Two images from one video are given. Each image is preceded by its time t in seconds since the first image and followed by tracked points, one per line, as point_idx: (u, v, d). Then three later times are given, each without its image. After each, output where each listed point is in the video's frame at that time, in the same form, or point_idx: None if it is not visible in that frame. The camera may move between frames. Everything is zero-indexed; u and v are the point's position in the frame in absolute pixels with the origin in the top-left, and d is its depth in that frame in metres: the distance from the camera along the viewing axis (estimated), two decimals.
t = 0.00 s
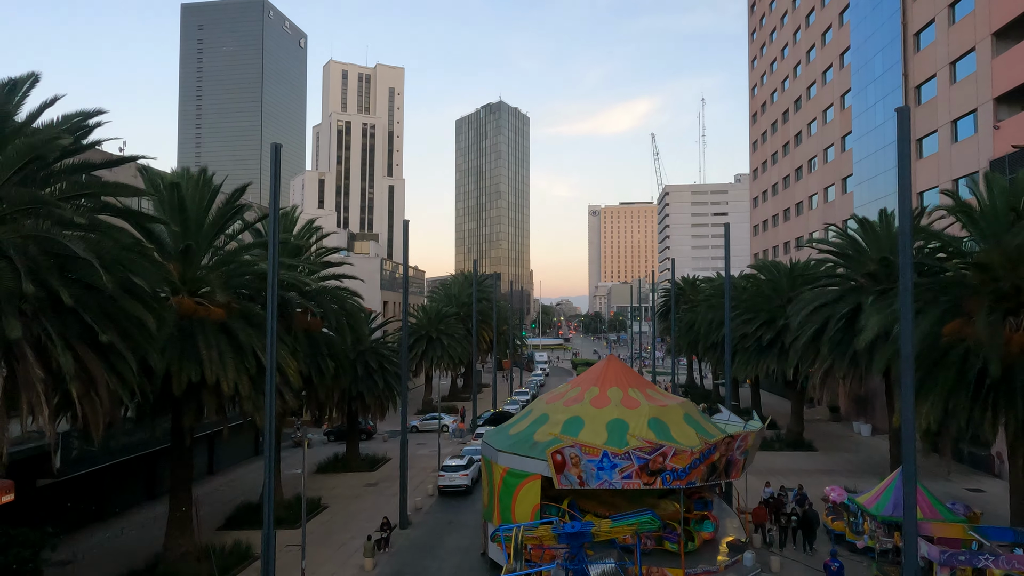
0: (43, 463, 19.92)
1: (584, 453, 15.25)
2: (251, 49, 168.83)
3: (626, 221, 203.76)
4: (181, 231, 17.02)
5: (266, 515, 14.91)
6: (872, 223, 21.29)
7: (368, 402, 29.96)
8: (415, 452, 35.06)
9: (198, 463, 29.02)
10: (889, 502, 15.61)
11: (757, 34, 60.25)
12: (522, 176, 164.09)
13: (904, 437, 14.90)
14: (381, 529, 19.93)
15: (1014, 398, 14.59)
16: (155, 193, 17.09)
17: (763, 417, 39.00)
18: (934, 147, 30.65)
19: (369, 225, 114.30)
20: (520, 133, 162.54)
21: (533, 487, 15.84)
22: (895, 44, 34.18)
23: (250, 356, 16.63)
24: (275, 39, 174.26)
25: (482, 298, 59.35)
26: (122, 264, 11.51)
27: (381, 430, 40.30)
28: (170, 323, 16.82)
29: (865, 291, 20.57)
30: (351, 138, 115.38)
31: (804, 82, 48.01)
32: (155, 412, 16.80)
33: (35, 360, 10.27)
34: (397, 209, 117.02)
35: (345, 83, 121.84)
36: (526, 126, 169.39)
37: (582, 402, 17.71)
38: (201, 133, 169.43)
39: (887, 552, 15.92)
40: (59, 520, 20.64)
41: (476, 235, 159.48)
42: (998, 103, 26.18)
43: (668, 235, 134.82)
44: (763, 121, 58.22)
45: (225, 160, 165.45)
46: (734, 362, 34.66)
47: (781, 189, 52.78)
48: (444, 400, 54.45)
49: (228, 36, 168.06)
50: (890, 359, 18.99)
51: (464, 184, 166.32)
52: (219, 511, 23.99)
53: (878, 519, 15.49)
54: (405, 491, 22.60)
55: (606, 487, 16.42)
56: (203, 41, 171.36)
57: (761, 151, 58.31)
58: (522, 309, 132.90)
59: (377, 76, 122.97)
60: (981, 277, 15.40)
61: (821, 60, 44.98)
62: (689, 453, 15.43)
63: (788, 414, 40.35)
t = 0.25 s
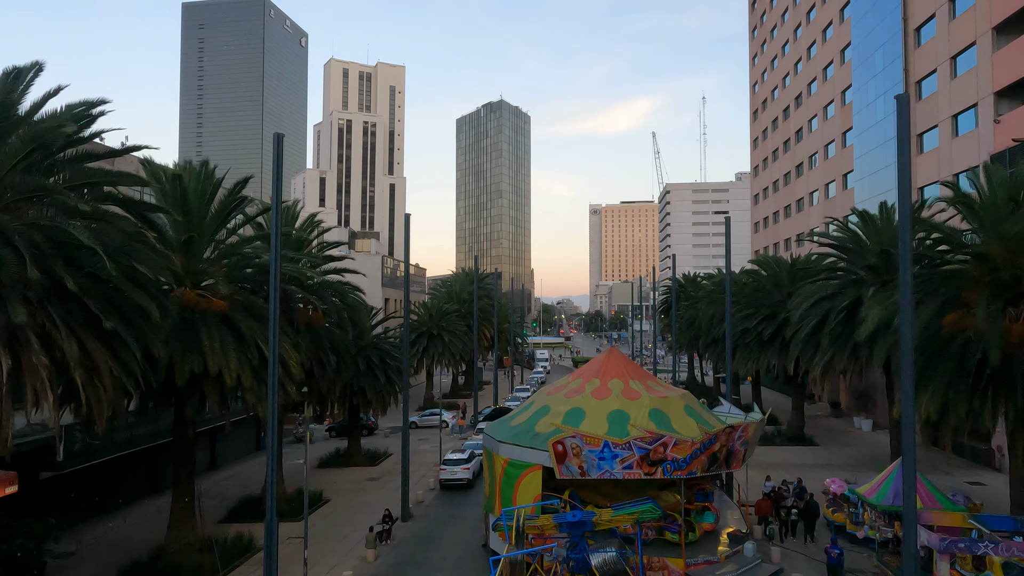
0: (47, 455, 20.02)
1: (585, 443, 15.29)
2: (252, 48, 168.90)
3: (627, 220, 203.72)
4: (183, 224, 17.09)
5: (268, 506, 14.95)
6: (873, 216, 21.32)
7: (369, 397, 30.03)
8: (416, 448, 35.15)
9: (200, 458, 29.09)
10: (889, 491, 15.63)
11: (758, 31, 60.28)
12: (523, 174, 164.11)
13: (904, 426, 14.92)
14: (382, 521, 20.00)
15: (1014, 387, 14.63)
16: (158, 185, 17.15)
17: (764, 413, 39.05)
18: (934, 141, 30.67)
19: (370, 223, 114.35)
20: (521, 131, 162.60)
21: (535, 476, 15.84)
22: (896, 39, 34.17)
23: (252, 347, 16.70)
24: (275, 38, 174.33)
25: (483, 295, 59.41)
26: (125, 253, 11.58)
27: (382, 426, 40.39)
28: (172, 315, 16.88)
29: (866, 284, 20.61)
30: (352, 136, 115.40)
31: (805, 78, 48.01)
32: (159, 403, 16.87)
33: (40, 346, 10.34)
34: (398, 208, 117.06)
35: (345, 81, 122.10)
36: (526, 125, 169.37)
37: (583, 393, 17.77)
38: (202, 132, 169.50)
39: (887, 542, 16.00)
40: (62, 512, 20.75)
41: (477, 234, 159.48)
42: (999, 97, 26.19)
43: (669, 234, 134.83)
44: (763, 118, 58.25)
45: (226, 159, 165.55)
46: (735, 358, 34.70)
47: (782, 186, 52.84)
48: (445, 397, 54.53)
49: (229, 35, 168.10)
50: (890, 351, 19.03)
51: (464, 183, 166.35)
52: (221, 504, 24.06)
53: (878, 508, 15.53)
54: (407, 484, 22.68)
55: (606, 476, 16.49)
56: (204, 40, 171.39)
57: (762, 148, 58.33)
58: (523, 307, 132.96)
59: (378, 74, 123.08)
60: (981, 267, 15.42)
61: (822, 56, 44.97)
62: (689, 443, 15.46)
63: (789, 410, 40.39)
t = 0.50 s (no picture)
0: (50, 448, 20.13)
1: (587, 434, 15.33)
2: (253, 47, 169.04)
3: (628, 219, 203.70)
4: (186, 216, 17.16)
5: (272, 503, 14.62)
6: (874, 210, 21.37)
7: (371, 392, 30.12)
8: (418, 443, 35.25)
9: (203, 452, 29.19)
10: (889, 482, 15.66)
11: (759, 28, 60.31)
12: (524, 173, 164.17)
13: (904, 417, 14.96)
14: (385, 513, 20.11)
15: (1014, 377, 14.66)
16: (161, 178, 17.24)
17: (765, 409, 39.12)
18: (936, 137, 30.71)
19: (372, 221, 114.48)
20: (522, 130, 162.68)
21: (537, 467, 15.73)
22: (897, 35, 34.18)
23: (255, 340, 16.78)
24: (277, 37, 174.47)
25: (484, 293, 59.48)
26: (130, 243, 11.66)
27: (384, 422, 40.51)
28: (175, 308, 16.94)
29: (866, 277, 20.66)
30: (353, 135, 115.51)
31: (806, 75, 48.04)
32: (161, 395, 16.94)
33: (46, 334, 10.42)
34: (400, 206, 117.15)
35: (347, 80, 122.23)
36: (527, 124, 169.37)
37: (585, 385, 17.83)
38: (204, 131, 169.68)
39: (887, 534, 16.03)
40: (65, 505, 20.83)
41: (478, 233, 159.55)
42: (1000, 92, 26.20)
43: (670, 232, 134.84)
44: (765, 115, 58.28)
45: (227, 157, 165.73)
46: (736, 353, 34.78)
47: (783, 183, 52.86)
48: (446, 393, 54.63)
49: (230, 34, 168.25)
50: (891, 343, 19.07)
51: (466, 182, 166.46)
52: (224, 498, 24.16)
53: (878, 499, 15.56)
54: (409, 477, 22.78)
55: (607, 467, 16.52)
56: (205, 39, 171.55)
57: (763, 145, 58.38)
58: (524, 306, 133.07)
59: (379, 73, 123.24)
60: (982, 259, 15.45)
61: (823, 53, 44.99)
62: (691, 434, 15.49)
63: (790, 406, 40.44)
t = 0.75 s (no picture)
0: (53, 442, 20.16)
1: (587, 425, 15.40)
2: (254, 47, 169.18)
3: (629, 218, 203.57)
4: (188, 209, 17.24)
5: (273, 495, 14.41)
6: (873, 204, 21.45)
7: (373, 387, 30.20)
8: (419, 439, 35.33)
9: (205, 448, 29.27)
10: (889, 473, 15.69)
11: (759, 26, 60.38)
12: (525, 172, 164.22)
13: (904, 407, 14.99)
14: (386, 506, 20.16)
15: (1013, 368, 14.73)
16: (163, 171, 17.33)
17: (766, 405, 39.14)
18: (936, 132, 30.76)
19: (373, 220, 114.53)
20: (523, 129, 162.77)
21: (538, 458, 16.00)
22: (897, 31, 34.24)
23: (257, 332, 16.84)
24: (278, 36, 174.60)
25: (485, 290, 59.51)
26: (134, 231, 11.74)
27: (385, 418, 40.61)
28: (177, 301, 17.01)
29: (866, 270, 20.73)
30: (354, 133, 115.62)
31: (807, 72, 48.11)
32: (164, 387, 17.03)
33: (49, 323, 10.48)
34: (401, 205, 117.17)
35: (348, 79, 122.23)
36: (528, 123, 169.48)
37: (585, 378, 17.92)
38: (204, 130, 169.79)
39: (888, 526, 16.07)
40: (67, 499, 20.88)
41: (479, 232, 159.58)
42: (1000, 87, 26.23)
43: (671, 231, 134.82)
44: (765, 112, 58.37)
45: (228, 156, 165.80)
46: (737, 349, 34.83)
47: (784, 180, 52.90)
48: (447, 391, 54.69)
49: (231, 33, 168.41)
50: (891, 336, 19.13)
51: (467, 181, 166.52)
52: (226, 492, 24.23)
53: (878, 490, 15.61)
54: (411, 471, 22.85)
55: (608, 458, 16.60)
56: (206, 38, 171.69)
57: (764, 143, 58.46)
58: (525, 305, 133.06)
59: (380, 72, 123.37)
60: (981, 250, 15.49)
61: (823, 50, 45.04)
62: (691, 425, 15.56)
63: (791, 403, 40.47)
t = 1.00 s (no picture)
0: (56, 435, 20.16)
1: (588, 416, 15.46)
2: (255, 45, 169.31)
3: (630, 216, 203.47)
4: (191, 202, 17.31)
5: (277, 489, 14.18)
6: (873, 197, 21.50)
7: (374, 382, 30.29)
8: (420, 434, 35.42)
9: (207, 443, 29.37)
10: (889, 464, 15.77)
11: (760, 23, 60.37)
12: (526, 171, 164.18)
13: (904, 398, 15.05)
14: (387, 499, 20.26)
15: (1012, 358, 14.80)
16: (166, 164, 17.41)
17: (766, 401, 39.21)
18: (936, 128, 30.80)
19: (374, 218, 114.67)
20: (523, 127, 162.80)
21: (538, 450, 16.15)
22: (898, 27, 34.27)
23: (260, 324, 16.93)
24: (279, 35, 174.71)
25: (486, 287, 59.60)
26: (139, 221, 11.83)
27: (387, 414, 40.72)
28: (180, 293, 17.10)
29: (866, 263, 20.79)
30: (355, 132, 115.73)
31: (808, 69, 48.12)
32: (167, 379, 17.14)
33: (55, 311, 10.56)
34: (402, 203, 117.28)
35: (349, 77, 122.29)
36: (529, 122, 169.43)
37: (586, 370, 17.99)
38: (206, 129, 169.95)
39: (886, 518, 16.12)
40: (70, 492, 20.98)
41: (480, 230, 159.66)
42: (1000, 82, 26.26)
43: (673, 229, 134.81)
44: (766, 109, 58.39)
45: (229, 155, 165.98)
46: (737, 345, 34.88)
47: (785, 177, 52.94)
48: (448, 388, 54.81)
49: (232, 32, 168.52)
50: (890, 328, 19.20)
51: (467, 179, 166.56)
52: (228, 486, 24.32)
53: (877, 480, 15.69)
54: (412, 464, 22.94)
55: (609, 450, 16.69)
56: (207, 37, 171.85)
57: (765, 140, 58.49)
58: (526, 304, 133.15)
59: (381, 70, 123.50)
60: (981, 242, 15.54)
61: (824, 46, 45.04)
62: (691, 416, 15.63)
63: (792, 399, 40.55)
